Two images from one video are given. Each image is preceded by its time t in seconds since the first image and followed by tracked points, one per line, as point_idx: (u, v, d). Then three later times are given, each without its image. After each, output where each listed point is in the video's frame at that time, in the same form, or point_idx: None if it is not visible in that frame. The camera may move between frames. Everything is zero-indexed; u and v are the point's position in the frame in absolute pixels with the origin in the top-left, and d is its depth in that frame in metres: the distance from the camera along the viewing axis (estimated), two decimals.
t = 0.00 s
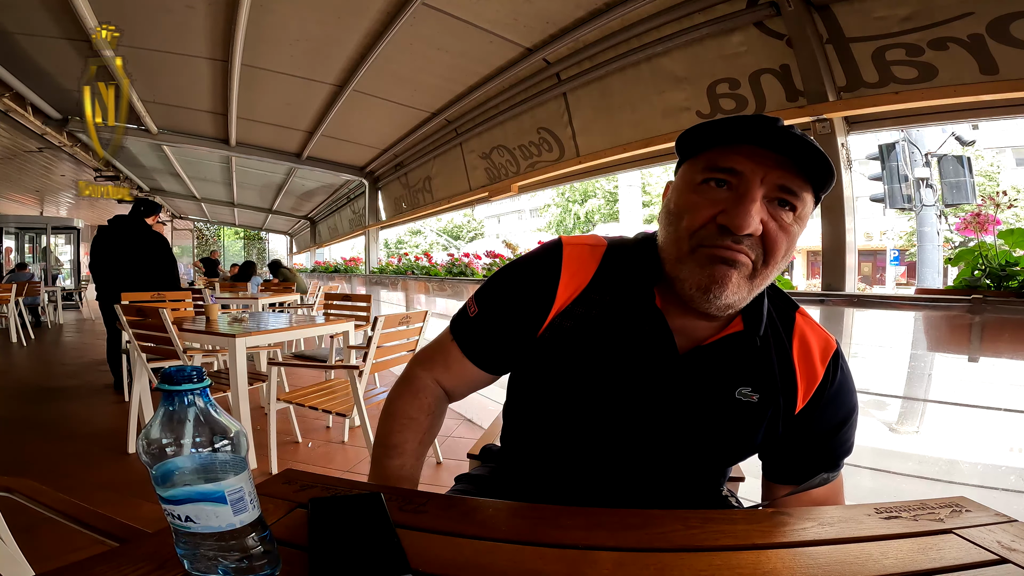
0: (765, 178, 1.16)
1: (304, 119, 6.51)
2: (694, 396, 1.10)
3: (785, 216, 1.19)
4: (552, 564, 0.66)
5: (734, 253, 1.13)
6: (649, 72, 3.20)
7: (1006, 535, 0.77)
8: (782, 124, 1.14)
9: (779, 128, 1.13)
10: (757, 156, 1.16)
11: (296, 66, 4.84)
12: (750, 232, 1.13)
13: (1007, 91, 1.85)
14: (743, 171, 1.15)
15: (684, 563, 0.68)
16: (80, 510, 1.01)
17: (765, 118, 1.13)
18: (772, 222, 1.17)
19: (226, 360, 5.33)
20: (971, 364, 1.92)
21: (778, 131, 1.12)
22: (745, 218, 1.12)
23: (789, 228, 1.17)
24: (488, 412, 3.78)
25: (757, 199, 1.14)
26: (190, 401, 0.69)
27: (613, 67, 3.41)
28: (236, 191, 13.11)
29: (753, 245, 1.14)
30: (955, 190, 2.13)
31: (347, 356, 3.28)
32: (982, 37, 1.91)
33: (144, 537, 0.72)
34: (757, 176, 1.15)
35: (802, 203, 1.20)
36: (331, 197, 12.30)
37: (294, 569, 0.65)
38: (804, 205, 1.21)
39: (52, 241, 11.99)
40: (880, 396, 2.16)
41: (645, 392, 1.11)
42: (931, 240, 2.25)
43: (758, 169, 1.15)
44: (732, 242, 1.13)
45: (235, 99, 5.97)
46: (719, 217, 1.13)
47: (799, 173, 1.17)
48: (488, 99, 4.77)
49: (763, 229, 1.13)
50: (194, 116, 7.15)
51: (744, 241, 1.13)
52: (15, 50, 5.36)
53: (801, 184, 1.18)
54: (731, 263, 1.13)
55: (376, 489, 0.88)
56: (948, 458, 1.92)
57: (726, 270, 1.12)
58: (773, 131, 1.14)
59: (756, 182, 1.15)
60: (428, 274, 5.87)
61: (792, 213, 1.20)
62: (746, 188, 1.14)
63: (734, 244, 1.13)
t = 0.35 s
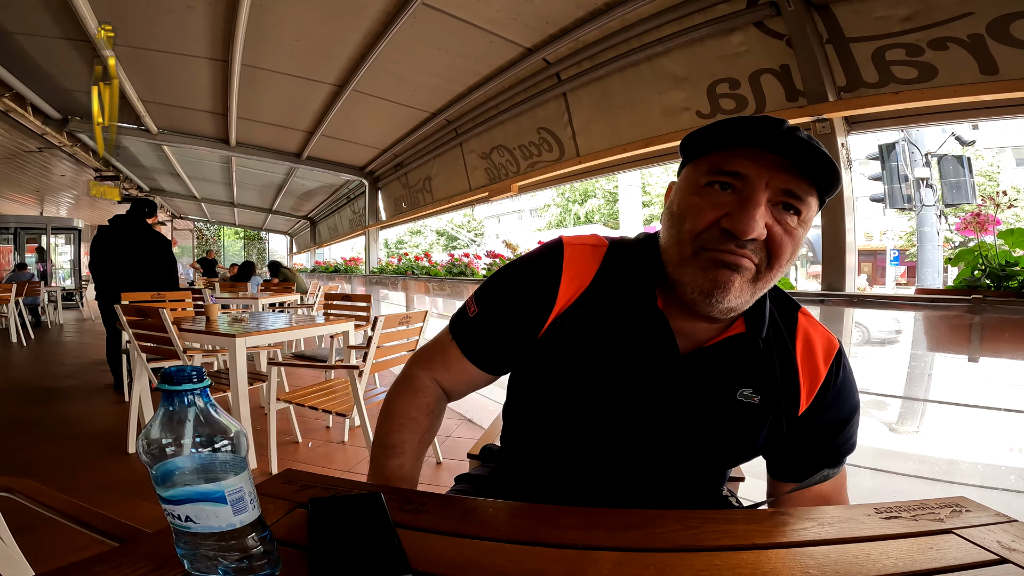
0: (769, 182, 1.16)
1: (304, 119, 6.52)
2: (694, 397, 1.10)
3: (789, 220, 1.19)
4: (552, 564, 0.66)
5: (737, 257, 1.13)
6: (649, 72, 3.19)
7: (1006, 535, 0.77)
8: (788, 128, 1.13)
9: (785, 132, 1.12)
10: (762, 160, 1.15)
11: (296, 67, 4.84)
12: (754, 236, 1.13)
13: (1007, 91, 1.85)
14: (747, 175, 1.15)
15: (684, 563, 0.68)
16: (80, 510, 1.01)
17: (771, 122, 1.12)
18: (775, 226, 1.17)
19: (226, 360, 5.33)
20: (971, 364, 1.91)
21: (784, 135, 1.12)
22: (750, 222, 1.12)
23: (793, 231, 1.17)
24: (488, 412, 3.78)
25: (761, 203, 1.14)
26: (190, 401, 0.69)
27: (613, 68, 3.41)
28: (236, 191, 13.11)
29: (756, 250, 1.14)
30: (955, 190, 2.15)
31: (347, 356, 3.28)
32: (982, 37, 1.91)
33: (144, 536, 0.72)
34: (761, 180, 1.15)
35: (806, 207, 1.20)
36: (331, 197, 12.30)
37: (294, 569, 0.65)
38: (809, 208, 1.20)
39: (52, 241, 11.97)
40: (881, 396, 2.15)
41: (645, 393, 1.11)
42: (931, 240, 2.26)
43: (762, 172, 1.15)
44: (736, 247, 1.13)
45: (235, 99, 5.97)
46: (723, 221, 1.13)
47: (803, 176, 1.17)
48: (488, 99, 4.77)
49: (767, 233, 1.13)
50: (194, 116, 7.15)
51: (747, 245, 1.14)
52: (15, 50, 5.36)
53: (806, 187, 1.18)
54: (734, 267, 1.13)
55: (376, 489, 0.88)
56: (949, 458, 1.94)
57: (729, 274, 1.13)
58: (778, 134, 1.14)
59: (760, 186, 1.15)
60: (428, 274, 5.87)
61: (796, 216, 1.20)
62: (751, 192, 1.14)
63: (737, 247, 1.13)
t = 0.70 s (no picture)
0: (778, 185, 1.15)
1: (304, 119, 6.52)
2: (694, 395, 1.10)
3: (794, 223, 1.19)
4: (552, 564, 0.66)
5: (742, 257, 1.13)
6: (649, 72, 3.19)
7: (1006, 536, 0.77)
8: (799, 132, 1.13)
9: (795, 136, 1.12)
10: (770, 161, 1.15)
11: (296, 66, 4.84)
12: (760, 237, 1.13)
13: (1006, 91, 1.85)
14: (755, 176, 1.14)
15: (685, 563, 0.68)
16: (80, 510, 1.00)
17: (781, 127, 1.12)
18: (782, 227, 1.17)
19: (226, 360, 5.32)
20: (971, 364, 1.91)
21: (794, 139, 1.12)
22: (757, 224, 1.12)
23: (798, 233, 1.17)
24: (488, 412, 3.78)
25: (769, 205, 1.14)
26: (190, 401, 0.69)
27: (612, 68, 3.41)
28: (236, 191, 13.11)
29: (762, 250, 1.14)
30: (955, 190, 2.15)
31: (347, 356, 3.29)
32: (982, 37, 1.91)
33: (144, 536, 0.72)
34: (769, 182, 1.14)
35: (810, 210, 1.21)
36: (331, 197, 12.30)
37: (294, 569, 0.65)
38: (814, 211, 1.20)
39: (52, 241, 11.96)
40: (880, 396, 2.15)
41: (645, 391, 1.11)
42: (930, 240, 2.25)
43: (770, 174, 1.15)
44: (741, 247, 1.13)
45: (235, 99, 5.97)
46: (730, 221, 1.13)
47: (812, 180, 1.17)
48: (488, 99, 4.77)
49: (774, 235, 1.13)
50: (194, 116, 7.15)
51: (753, 246, 1.13)
52: (15, 50, 5.36)
53: (813, 191, 1.18)
54: (739, 267, 1.13)
55: (375, 489, 0.88)
56: (948, 458, 1.95)
57: (734, 274, 1.13)
58: (789, 138, 1.13)
59: (766, 187, 1.14)
60: (427, 274, 5.88)
61: (800, 219, 1.20)
62: (758, 193, 1.14)
63: (743, 246, 1.13)
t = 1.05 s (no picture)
0: (815, 196, 1.08)
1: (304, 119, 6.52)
2: (695, 397, 1.10)
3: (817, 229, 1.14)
4: (552, 564, 0.66)
5: (784, 274, 1.06)
6: (649, 72, 3.20)
7: (1006, 535, 0.77)
8: (839, 145, 1.06)
9: (836, 148, 1.05)
10: (809, 173, 1.06)
11: (296, 67, 4.84)
12: (804, 255, 1.06)
13: (1006, 91, 1.85)
14: (799, 189, 1.05)
15: (685, 563, 0.68)
16: (80, 511, 1.00)
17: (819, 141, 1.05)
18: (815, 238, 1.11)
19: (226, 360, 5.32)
20: (970, 363, 1.91)
21: (838, 153, 1.04)
22: (807, 242, 1.04)
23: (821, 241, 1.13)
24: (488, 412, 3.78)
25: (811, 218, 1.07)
26: (190, 401, 0.69)
27: (612, 68, 3.41)
28: (236, 191, 13.11)
29: (800, 266, 1.09)
30: (955, 190, 2.15)
31: (347, 356, 3.29)
32: (982, 37, 1.91)
33: (143, 536, 0.72)
34: (811, 196, 1.06)
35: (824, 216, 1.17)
36: (331, 197, 12.30)
37: (295, 569, 0.65)
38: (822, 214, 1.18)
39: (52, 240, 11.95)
40: (880, 396, 2.15)
41: (646, 393, 1.11)
42: (931, 241, 2.28)
43: (811, 187, 1.06)
44: (785, 264, 1.05)
45: (236, 99, 5.97)
46: (777, 238, 1.04)
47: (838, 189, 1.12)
48: (488, 99, 4.77)
49: (818, 251, 1.06)
50: (194, 116, 7.15)
51: (795, 262, 1.06)
52: (15, 50, 5.36)
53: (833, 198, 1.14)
54: (779, 285, 1.06)
55: (375, 489, 0.88)
56: (949, 458, 1.95)
57: (772, 293, 1.06)
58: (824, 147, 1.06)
59: (807, 200, 1.06)
60: (428, 274, 5.88)
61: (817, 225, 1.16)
62: (802, 207, 1.05)
63: (789, 266, 1.05)
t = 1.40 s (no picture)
0: (819, 195, 1.08)
1: (303, 119, 6.52)
2: (695, 394, 1.10)
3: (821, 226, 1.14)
4: (552, 564, 0.66)
5: (790, 273, 1.06)
6: (649, 72, 3.20)
7: (1006, 535, 0.77)
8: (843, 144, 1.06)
9: (841, 149, 1.05)
10: (815, 174, 1.06)
11: (296, 67, 4.84)
12: (809, 253, 1.06)
13: (1006, 91, 1.85)
14: (804, 189, 1.05)
15: (684, 563, 0.68)
16: (80, 511, 1.00)
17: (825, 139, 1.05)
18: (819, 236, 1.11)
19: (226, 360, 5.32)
20: (970, 364, 1.90)
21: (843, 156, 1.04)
22: (812, 240, 1.04)
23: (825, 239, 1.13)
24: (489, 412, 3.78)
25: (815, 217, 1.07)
26: (190, 401, 0.69)
27: (612, 68, 3.41)
28: (236, 191, 13.11)
29: (804, 265, 1.09)
30: (955, 190, 2.16)
31: (347, 356, 3.29)
32: (982, 37, 1.91)
33: (143, 536, 0.72)
34: (816, 197, 1.06)
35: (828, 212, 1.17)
36: (330, 196, 12.30)
37: (294, 569, 0.65)
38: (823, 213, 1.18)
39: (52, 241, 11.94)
40: (880, 395, 2.15)
41: (646, 391, 1.11)
42: (931, 241, 2.27)
43: (815, 185, 1.07)
44: (791, 262, 1.06)
45: (235, 99, 5.97)
46: (783, 236, 1.04)
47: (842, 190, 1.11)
48: (488, 99, 4.77)
49: (824, 250, 1.06)
50: (194, 116, 7.15)
51: (800, 260, 1.07)
52: (15, 50, 5.36)
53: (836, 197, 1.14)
54: (785, 283, 1.06)
55: (376, 489, 0.88)
56: (948, 458, 1.94)
57: (778, 291, 1.06)
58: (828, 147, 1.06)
59: (813, 201, 1.06)
60: (427, 274, 5.90)
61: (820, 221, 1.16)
62: (807, 206, 1.05)
63: (794, 265, 1.06)
